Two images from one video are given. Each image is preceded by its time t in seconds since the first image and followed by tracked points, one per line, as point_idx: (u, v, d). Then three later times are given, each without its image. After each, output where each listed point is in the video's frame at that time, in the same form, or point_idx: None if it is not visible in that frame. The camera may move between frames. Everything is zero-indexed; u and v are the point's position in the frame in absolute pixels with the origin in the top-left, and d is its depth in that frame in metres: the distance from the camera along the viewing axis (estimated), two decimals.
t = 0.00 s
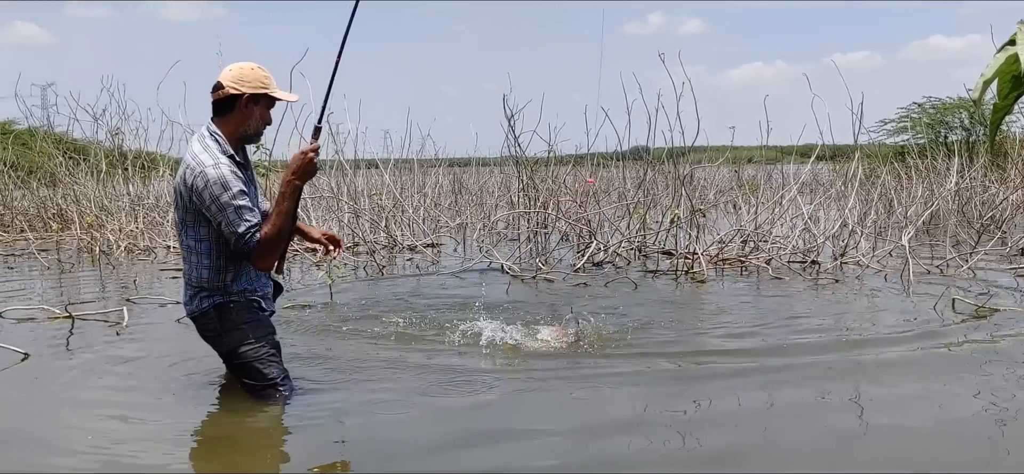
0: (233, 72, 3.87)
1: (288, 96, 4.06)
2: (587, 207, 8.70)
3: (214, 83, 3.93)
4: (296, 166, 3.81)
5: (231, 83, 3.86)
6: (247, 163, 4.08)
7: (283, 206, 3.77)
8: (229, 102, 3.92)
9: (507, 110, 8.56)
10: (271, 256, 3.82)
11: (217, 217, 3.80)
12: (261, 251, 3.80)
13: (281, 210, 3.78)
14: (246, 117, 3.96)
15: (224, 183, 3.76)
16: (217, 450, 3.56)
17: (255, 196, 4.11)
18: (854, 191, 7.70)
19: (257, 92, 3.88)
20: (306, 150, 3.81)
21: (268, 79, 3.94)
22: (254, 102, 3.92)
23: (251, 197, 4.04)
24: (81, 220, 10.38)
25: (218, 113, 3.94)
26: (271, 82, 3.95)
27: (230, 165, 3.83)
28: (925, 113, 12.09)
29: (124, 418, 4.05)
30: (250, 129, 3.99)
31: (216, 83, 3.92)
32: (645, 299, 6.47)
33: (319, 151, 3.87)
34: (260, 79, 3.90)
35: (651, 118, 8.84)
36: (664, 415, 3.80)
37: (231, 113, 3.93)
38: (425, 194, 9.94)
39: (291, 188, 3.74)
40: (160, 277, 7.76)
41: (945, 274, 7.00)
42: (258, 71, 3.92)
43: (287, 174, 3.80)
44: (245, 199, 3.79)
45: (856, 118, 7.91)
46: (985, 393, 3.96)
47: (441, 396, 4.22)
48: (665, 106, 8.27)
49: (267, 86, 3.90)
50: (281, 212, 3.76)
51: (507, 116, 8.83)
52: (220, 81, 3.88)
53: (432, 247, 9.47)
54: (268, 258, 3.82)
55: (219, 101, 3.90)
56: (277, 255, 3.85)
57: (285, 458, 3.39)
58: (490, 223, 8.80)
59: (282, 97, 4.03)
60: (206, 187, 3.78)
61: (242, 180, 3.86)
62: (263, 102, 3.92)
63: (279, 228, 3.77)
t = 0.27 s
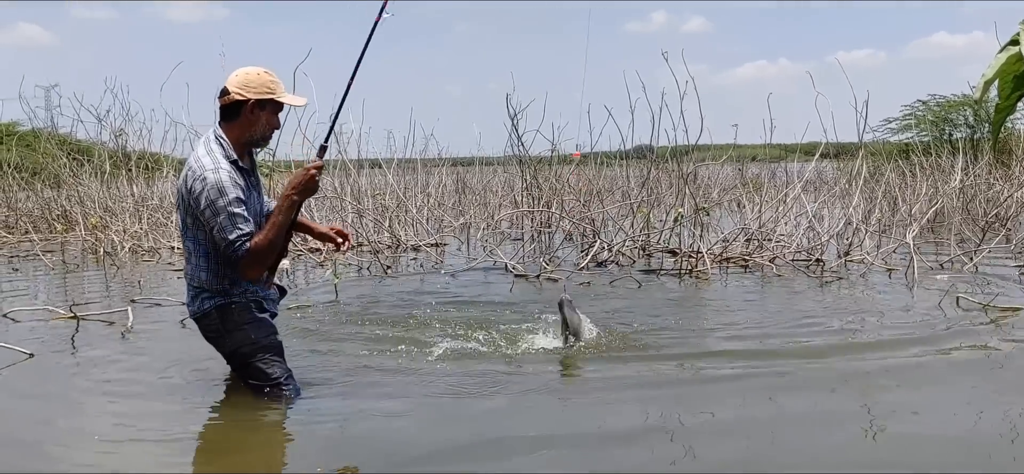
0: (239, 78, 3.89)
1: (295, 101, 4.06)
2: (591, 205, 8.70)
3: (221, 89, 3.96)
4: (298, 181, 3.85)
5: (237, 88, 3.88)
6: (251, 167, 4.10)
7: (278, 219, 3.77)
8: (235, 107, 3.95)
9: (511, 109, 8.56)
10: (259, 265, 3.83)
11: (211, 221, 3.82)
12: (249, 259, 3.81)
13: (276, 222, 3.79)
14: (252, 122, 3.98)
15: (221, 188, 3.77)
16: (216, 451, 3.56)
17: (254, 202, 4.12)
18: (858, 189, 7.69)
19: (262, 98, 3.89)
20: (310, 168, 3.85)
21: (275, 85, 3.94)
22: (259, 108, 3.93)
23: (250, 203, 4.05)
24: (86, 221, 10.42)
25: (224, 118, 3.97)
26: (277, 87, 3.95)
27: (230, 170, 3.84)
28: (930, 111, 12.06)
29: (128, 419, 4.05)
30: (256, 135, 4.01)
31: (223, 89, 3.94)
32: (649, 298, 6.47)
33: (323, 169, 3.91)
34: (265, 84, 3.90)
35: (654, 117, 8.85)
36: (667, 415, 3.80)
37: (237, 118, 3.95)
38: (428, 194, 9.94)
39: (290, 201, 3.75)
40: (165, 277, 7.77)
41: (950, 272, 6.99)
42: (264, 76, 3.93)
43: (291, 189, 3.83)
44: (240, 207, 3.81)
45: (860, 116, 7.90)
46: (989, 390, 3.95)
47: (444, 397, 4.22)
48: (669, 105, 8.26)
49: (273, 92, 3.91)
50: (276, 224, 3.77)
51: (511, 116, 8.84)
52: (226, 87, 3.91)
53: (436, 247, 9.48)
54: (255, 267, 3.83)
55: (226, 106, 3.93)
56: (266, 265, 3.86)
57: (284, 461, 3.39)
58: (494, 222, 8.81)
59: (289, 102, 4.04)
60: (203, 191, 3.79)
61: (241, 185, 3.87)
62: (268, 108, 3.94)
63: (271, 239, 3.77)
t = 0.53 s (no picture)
0: (247, 71, 3.91)
1: (303, 95, 4.06)
2: (596, 196, 8.72)
3: (228, 81, 3.98)
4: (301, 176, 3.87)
5: (244, 81, 3.90)
6: (257, 160, 4.12)
7: (280, 213, 3.81)
8: (242, 100, 3.97)
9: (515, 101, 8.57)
10: (258, 258, 3.84)
11: (213, 213, 3.84)
12: (249, 252, 3.83)
13: (278, 216, 3.81)
14: (259, 115, 4.00)
15: (223, 179, 3.80)
16: (222, 443, 3.57)
17: (258, 196, 4.15)
18: (863, 179, 7.70)
19: (269, 91, 3.90)
20: (314, 163, 3.87)
21: (283, 78, 3.95)
22: (266, 101, 3.95)
23: (253, 196, 4.07)
24: (91, 214, 10.45)
25: (231, 111, 3.99)
26: (285, 80, 3.97)
27: (234, 162, 3.86)
28: (935, 100, 12.06)
29: (136, 410, 4.09)
30: (263, 128, 4.02)
31: (231, 81, 3.96)
32: (654, 288, 6.50)
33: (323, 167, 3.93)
34: (272, 77, 3.92)
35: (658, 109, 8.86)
36: (671, 405, 3.83)
37: (244, 111, 3.97)
38: (433, 186, 9.98)
39: (292, 197, 3.78)
40: (171, 269, 7.81)
41: (956, 261, 7.01)
42: (272, 69, 3.93)
43: (292, 185, 3.82)
44: (242, 199, 3.83)
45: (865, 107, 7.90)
46: (994, 381, 3.96)
47: (450, 387, 4.25)
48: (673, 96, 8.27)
49: (280, 85, 3.92)
50: (278, 219, 3.80)
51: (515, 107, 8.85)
52: (234, 79, 3.94)
53: (441, 238, 9.51)
54: (255, 260, 3.85)
55: (233, 99, 3.95)
56: (264, 258, 3.88)
57: (290, 453, 3.41)
58: (499, 213, 8.84)
59: (297, 95, 4.05)
60: (206, 182, 3.82)
61: (244, 178, 3.89)
62: (275, 102, 3.95)
63: (272, 233, 3.79)
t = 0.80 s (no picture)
0: (250, 40, 3.90)
1: (305, 63, 4.07)
2: (602, 170, 8.74)
3: (231, 51, 3.96)
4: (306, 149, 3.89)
5: (247, 50, 3.87)
6: (260, 131, 4.10)
7: (283, 186, 3.83)
8: (245, 70, 3.94)
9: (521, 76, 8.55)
10: (261, 230, 3.86)
11: (216, 184, 3.84)
12: (251, 225, 3.84)
13: (281, 188, 3.83)
14: (261, 85, 3.98)
15: (226, 150, 3.79)
16: (232, 410, 3.60)
17: (264, 167, 4.14)
18: (870, 152, 7.71)
19: (271, 60, 3.89)
20: (318, 137, 3.90)
21: (285, 47, 3.94)
22: (269, 71, 3.93)
23: (259, 167, 4.07)
24: (97, 191, 10.49)
25: (234, 81, 3.96)
26: (287, 49, 3.95)
27: (237, 133, 3.85)
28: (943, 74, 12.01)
29: (144, 377, 4.13)
30: (266, 98, 4.00)
31: (233, 51, 3.94)
32: (659, 260, 6.52)
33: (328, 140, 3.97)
34: (275, 46, 3.90)
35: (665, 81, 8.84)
36: (674, 377, 3.85)
37: (246, 80, 3.95)
38: (439, 162, 9.99)
39: (297, 169, 3.81)
40: (177, 244, 7.85)
41: (964, 232, 7.03)
42: (274, 39, 3.93)
43: (297, 159, 3.85)
44: (245, 171, 3.82)
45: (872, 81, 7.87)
46: (998, 351, 3.98)
47: (455, 358, 4.29)
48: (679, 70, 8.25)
49: (282, 54, 3.91)
50: (281, 191, 3.82)
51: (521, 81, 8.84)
52: (236, 49, 3.92)
53: (447, 213, 9.55)
54: (258, 233, 3.87)
55: (236, 68, 3.93)
56: (267, 231, 3.89)
57: (302, 420, 3.46)
58: (505, 186, 8.88)
59: (300, 64, 4.03)
60: (209, 152, 3.82)
61: (247, 149, 3.88)
62: (278, 71, 3.94)
63: (274, 205, 3.81)
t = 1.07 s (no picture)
0: (251, 22, 3.86)
1: (308, 46, 4.01)
2: (606, 153, 8.79)
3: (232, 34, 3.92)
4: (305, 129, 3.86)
5: (248, 33, 3.84)
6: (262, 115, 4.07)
7: (285, 169, 3.83)
8: (246, 52, 3.90)
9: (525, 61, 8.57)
10: (265, 215, 3.88)
11: (219, 170, 3.81)
12: (256, 210, 3.84)
13: (283, 172, 3.83)
14: (263, 68, 3.94)
15: (228, 135, 3.75)
16: (237, 386, 3.61)
17: (266, 150, 4.11)
18: (875, 135, 7.76)
19: (272, 43, 3.85)
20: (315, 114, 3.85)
21: (286, 30, 3.90)
22: (270, 53, 3.89)
23: (261, 150, 4.03)
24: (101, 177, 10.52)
25: (235, 64, 3.93)
26: (288, 31, 3.91)
27: (239, 118, 3.81)
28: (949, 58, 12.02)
29: (150, 354, 4.15)
30: (268, 81, 3.97)
31: (234, 34, 3.91)
32: (662, 242, 6.56)
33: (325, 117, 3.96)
34: (276, 29, 3.87)
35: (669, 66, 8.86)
36: (677, 357, 3.88)
37: (248, 64, 3.92)
38: (443, 147, 10.03)
39: (297, 150, 3.80)
40: (181, 228, 7.87)
41: (969, 213, 7.08)
42: (276, 21, 3.89)
43: (297, 138, 3.84)
44: (248, 155, 3.79)
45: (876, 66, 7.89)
46: (1000, 331, 4.01)
47: (460, 338, 4.31)
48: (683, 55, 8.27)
49: (283, 36, 3.87)
50: (284, 174, 3.83)
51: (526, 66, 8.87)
52: (237, 32, 3.89)
53: (451, 197, 9.60)
54: (261, 217, 3.88)
55: (236, 51, 3.89)
56: (272, 215, 3.91)
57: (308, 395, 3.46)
58: (511, 168, 8.95)
59: (302, 46, 3.99)
60: (211, 137, 3.78)
61: (249, 133, 3.85)
62: (279, 53, 3.90)
63: (278, 189, 3.81)
